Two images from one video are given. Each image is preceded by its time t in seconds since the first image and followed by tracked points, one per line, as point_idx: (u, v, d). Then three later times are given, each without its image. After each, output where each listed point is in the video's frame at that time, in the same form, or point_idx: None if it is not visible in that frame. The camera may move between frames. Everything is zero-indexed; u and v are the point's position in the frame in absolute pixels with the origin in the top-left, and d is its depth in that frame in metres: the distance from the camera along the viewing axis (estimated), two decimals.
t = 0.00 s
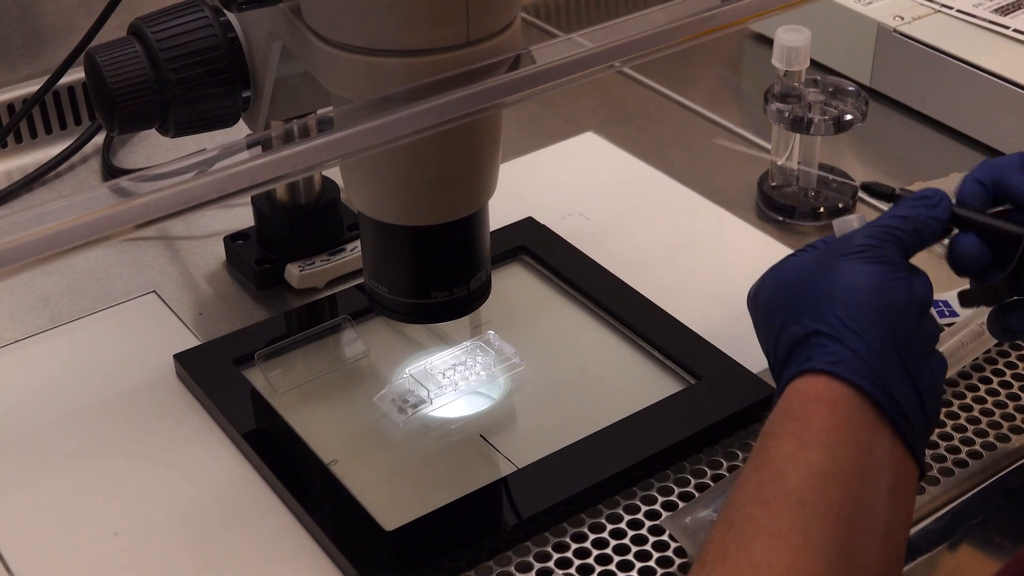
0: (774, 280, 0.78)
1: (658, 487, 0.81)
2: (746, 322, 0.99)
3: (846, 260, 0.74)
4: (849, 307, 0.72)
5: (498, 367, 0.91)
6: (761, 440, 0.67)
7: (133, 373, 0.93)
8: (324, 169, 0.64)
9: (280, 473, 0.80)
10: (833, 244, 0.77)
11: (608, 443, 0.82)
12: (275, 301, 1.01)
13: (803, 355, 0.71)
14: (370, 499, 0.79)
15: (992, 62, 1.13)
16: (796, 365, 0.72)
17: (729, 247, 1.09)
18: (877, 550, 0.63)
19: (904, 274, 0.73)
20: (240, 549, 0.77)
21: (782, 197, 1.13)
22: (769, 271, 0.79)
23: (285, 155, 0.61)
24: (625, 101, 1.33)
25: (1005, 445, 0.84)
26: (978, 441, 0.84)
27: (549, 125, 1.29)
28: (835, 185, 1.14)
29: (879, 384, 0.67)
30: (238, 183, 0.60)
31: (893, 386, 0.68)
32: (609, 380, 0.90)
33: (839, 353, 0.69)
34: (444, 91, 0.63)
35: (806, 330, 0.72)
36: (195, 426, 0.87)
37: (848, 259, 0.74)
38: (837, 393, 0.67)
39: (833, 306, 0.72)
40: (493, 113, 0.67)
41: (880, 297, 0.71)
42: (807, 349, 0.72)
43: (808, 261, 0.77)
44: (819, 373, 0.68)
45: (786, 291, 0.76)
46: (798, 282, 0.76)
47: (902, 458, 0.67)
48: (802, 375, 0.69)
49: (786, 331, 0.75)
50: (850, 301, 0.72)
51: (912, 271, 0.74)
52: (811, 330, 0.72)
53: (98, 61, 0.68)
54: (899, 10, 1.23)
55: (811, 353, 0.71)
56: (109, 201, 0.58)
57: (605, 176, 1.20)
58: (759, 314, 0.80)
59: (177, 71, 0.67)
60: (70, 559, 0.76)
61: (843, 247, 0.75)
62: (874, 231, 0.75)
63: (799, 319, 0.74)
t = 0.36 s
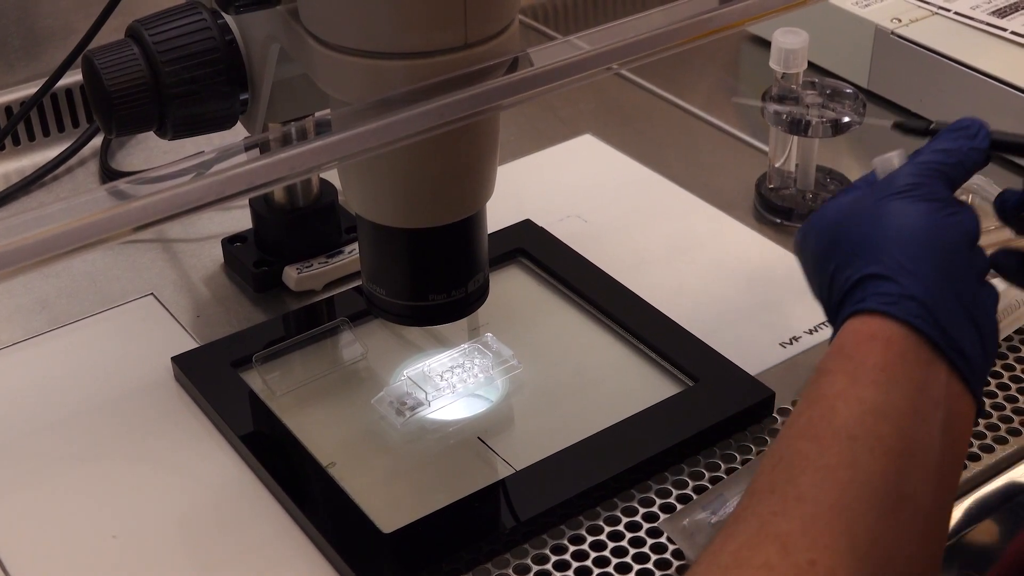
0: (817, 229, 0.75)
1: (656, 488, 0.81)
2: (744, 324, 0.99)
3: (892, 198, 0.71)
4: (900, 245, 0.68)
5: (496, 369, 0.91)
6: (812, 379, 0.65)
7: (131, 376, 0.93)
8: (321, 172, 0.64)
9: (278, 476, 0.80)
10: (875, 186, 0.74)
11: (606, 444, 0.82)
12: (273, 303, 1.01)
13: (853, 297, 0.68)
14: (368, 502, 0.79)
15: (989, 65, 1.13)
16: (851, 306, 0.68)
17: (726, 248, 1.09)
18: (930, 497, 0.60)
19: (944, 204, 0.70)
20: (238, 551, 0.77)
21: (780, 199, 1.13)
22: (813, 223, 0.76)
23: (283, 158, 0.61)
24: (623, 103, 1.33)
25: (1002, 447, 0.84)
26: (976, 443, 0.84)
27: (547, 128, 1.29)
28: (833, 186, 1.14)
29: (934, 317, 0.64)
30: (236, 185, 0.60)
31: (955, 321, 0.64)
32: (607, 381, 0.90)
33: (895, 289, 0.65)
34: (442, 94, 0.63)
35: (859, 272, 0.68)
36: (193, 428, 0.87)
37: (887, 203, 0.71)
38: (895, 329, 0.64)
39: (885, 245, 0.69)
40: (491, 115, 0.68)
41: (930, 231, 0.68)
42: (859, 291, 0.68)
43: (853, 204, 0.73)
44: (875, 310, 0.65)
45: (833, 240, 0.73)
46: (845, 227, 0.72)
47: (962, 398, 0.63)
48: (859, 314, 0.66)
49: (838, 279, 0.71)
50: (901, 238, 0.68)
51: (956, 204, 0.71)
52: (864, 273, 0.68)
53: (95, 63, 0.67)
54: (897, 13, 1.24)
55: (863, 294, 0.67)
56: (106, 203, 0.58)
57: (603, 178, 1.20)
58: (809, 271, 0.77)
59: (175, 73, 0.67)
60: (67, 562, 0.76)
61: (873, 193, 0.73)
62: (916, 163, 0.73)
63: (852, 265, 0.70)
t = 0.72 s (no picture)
0: (775, 346, 0.73)
1: (654, 491, 0.81)
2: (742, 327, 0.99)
3: (830, 306, 0.71)
4: (838, 387, 0.68)
5: (496, 371, 0.91)
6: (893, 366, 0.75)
7: (129, 378, 0.93)
8: (320, 174, 0.64)
9: (277, 478, 0.80)
10: (811, 291, 0.76)
11: (605, 447, 0.82)
12: (271, 306, 1.01)
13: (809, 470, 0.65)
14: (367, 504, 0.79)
15: (987, 67, 1.13)
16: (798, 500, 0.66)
17: (726, 251, 1.09)
18: None
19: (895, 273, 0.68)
20: (238, 554, 0.77)
21: (778, 202, 1.13)
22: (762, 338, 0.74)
23: (283, 159, 0.61)
24: (621, 106, 1.33)
25: (999, 449, 0.84)
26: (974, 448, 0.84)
27: (545, 130, 1.29)
28: (831, 189, 1.14)
29: (886, 452, 0.63)
30: (235, 188, 0.60)
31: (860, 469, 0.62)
32: (607, 384, 0.90)
33: (852, 438, 0.64)
34: (440, 95, 0.63)
35: (837, 438, 0.65)
36: (193, 431, 0.87)
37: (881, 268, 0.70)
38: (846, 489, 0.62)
39: (803, 351, 0.70)
40: (490, 117, 0.68)
41: (887, 343, 0.66)
42: (801, 476, 0.66)
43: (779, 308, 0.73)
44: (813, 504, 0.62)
45: (785, 365, 0.71)
46: (790, 340, 0.71)
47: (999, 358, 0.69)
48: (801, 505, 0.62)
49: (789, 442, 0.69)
50: (864, 368, 0.66)
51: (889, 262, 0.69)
52: (791, 429, 0.69)
53: (93, 65, 0.67)
54: (895, 16, 1.24)
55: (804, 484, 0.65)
56: (106, 205, 0.58)
57: (602, 181, 1.20)
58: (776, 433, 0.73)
59: (174, 75, 0.67)
60: (66, 565, 0.76)
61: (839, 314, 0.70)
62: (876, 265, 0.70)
63: (794, 434, 0.69)
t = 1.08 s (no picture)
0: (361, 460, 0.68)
1: (651, 494, 0.81)
2: (738, 330, 0.99)
3: (428, 431, 0.71)
4: (459, 535, 0.68)
5: (492, 374, 0.91)
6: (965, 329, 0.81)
7: (126, 382, 0.93)
8: (316, 177, 0.64)
9: (272, 481, 0.80)
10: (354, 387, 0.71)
11: (602, 450, 0.82)
12: (268, 309, 1.01)
13: None
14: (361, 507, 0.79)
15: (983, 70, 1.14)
16: None
17: (721, 253, 1.09)
18: None
19: (491, 430, 0.72)
20: (235, 558, 0.77)
21: (774, 204, 1.13)
22: (354, 460, 0.68)
23: (279, 163, 0.60)
24: (617, 108, 1.33)
25: (996, 453, 0.83)
26: (971, 447, 0.84)
27: (541, 132, 1.29)
28: (827, 193, 1.14)
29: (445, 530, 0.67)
30: (231, 191, 0.60)
31: None
32: (603, 386, 0.90)
33: (432, 558, 0.67)
34: (435, 99, 0.63)
35: (418, 557, 0.67)
36: (189, 435, 0.87)
37: (473, 420, 0.72)
38: None
39: (406, 504, 0.67)
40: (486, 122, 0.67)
41: (486, 467, 0.70)
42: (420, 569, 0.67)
43: (375, 432, 0.68)
44: None
45: (374, 509, 0.68)
46: (388, 472, 0.67)
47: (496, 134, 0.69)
48: None
49: (392, 566, 0.67)
50: (466, 494, 0.69)
51: (477, 414, 0.73)
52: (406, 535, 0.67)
53: (89, 69, 0.67)
54: (891, 18, 1.24)
55: None
56: (103, 209, 0.58)
57: (597, 183, 1.20)
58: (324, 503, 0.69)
59: (169, 79, 0.67)
60: (62, 568, 0.76)
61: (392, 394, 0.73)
62: (430, 383, 0.73)
63: (391, 556, 0.67)
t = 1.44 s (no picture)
0: (389, 434, 0.74)
1: (648, 497, 0.80)
2: (736, 332, 0.99)
3: (451, 415, 0.78)
4: (465, 500, 0.73)
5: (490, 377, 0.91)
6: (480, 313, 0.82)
7: (124, 385, 0.93)
8: (313, 181, 0.63)
9: (270, 483, 0.80)
10: (398, 383, 0.79)
11: (599, 454, 0.82)
12: (266, 313, 1.01)
13: (402, 551, 0.70)
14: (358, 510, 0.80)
15: (982, 73, 1.13)
16: None
17: (718, 257, 1.09)
18: None
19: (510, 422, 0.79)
20: (231, 562, 0.76)
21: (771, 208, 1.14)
22: (374, 430, 0.75)
23: (277, 166, 0.60)
24: (614, 111, 1.34)
25: (994, 456, 0.83)
26: (969, 450, 0.84)
27: (538, 135, 1.29)
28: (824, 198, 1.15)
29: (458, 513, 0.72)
30: (228, 195, 0.59)
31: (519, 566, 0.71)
32: (600, 389, 0.90)
33: (437, 518, 0.71)
34: (432, 102, 0.63)
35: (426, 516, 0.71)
36: (187, 438, 0.87)
37: (492, 409, 0.79)
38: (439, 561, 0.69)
39: (417, 473, 0.73)
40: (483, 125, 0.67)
41: (499, 444, 0.76)
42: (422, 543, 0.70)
43: (402, 414, 0.76)
44: None
45: (389, 471, 0.73)
46: (407, 440, 0.74)
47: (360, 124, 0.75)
48: None
49: (396, 530, 0.71)
50: (476, 463, 0.74)
51: (498, 407, 0.79)
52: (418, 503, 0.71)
53: (87, 73, 0.67)
54: (888, 22, 1.25)
55: None
56: (100, 212, 0.57)
57: (594, 186, 1.20)
58: (347, 477, 0.75)
59: (167, 83, 0.67)
60: (59, 571, 0.76)
61: (423, 387, 0.80)
62: (456, 374, 0.81)
63: (397, 517, 0.71)
